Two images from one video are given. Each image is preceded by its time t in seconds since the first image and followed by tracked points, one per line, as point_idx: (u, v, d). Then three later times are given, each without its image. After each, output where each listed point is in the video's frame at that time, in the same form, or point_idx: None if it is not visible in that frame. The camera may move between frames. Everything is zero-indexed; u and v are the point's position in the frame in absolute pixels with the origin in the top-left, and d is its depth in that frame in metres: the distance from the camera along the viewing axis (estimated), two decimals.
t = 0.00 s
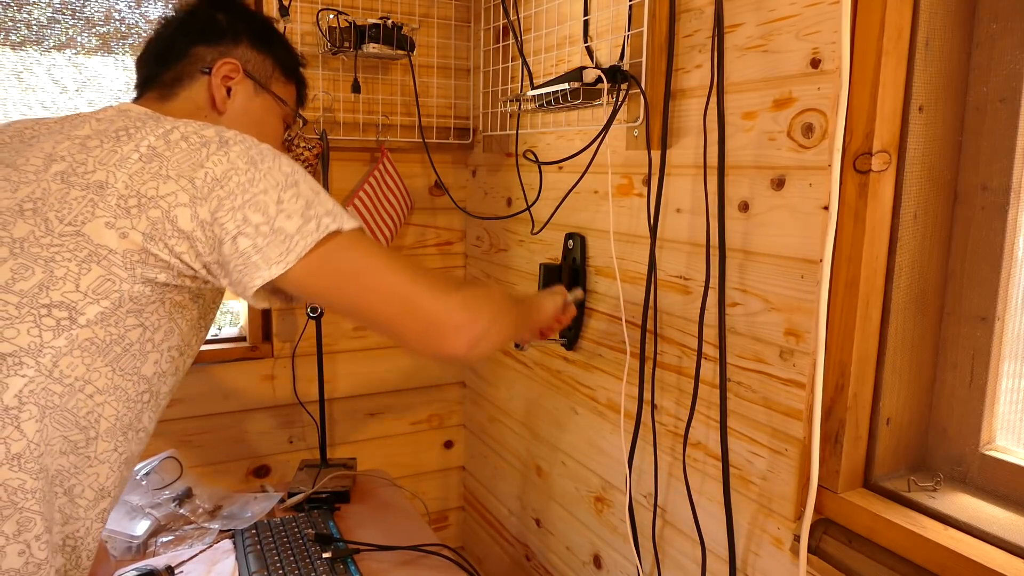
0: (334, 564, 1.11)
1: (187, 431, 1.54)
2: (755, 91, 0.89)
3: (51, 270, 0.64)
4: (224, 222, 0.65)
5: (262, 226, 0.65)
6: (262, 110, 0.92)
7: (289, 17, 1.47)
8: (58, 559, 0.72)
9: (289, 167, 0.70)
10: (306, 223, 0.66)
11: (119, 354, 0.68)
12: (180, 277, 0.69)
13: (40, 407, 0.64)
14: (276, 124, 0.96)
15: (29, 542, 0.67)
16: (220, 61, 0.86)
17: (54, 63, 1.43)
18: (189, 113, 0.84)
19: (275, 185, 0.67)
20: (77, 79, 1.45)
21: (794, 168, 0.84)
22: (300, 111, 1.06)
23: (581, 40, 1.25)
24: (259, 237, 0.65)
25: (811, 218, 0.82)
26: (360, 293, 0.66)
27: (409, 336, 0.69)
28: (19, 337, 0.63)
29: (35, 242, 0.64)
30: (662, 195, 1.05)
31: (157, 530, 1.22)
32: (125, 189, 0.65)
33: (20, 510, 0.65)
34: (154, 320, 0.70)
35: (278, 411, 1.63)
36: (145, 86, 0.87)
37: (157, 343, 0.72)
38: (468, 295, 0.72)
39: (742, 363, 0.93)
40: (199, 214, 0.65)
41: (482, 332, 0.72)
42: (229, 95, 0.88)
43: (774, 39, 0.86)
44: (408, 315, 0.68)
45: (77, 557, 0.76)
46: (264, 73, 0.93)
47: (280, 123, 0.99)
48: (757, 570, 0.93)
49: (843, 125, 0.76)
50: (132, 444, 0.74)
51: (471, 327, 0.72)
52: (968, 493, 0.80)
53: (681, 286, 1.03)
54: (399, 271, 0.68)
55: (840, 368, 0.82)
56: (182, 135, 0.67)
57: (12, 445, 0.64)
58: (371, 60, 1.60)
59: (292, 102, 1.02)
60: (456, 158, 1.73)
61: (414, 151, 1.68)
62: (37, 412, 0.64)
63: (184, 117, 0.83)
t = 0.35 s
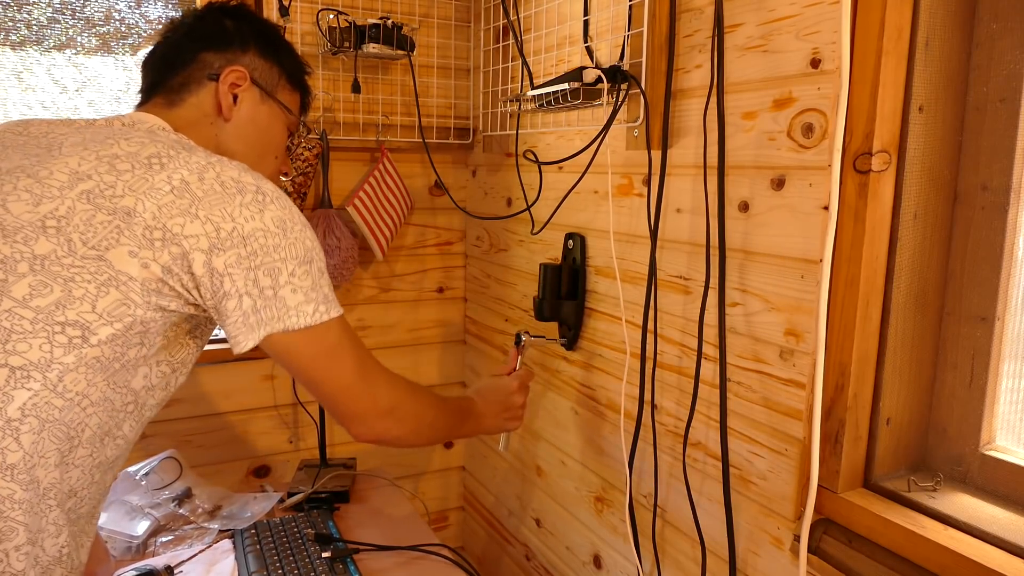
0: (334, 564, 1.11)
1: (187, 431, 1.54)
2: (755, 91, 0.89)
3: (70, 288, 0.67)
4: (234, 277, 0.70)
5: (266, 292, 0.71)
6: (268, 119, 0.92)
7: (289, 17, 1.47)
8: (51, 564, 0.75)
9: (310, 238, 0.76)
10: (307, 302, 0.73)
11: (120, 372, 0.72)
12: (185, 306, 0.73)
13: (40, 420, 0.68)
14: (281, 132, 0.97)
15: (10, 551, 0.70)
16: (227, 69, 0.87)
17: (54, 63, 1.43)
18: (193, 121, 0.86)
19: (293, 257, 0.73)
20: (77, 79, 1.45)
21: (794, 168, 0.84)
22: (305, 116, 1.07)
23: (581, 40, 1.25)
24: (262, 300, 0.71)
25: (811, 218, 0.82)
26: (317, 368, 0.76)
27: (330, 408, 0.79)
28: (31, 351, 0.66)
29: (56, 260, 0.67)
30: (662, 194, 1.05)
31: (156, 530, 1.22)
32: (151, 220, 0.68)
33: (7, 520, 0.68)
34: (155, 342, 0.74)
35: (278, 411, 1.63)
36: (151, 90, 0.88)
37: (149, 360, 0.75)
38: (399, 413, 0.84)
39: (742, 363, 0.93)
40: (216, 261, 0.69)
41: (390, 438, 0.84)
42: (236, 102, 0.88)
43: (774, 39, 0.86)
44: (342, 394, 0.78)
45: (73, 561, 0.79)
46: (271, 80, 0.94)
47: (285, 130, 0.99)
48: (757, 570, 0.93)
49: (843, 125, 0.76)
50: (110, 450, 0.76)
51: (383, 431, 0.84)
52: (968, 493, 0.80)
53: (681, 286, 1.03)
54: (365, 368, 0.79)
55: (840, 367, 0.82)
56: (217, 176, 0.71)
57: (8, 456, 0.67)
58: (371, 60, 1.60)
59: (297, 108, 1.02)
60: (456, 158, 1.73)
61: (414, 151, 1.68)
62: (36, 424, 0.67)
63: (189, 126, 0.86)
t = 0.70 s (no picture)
0: (334, 564, 1.11)
1: (187, 431, 1.54)
2: (755, 91, 0.89)
3: (55, 263, 0.66)
4: (237, 198, 0.67)
5: (278, 195, 0.67)
6: (266, 107, 0.93)
7: (289, 17, 1.47)
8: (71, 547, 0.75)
9: (292, 143, 0.72)
10: (321, 188, 0.68)
11: (125, 346, 0.71)
12: (184, 267, 0.71)
13: (47, 399, 0.67)
14: (279, 121, 0.97)
15: (40, 533, 0.70)
16: (225, 56, 0.87)
17: (54, 63, 1.43)
18: (192, 107, 0.86)
19: (283, 157, 0.69)
20: (77, 79, 1.45)
21: (794, 168, 0.84)
22: (304, 109, 1.07)
23: (581, 40, 1.25)
24: (275, 207, 0.67)
25: (811, 219, 0.82)
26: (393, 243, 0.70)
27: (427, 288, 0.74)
28: (25, 331, 0.66)
29: (38, 236, 0.66)
30: (662, 195, 1.05)
31: (157, 530, 1.22)
32: (127, 182, 0.67)
33: (31, 501, 0.68)
34: (159, 312, 0.73)
35: (278, 411, 1.63)
36: (150, 80, 0.88)
37: (164, 336, 0.75)
38: (486, 254, 0.78)
39: (742, 363, 0.93)
40: (207, 196, 0.67)
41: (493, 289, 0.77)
42: (234, 90, 0.88)
43: (774, 39, 0.86)
44: (434, 268, 0.73)
45: (91, 548, 0.79)
46: (269, 69, 0.94)
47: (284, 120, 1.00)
48: (757, 570, 0.93)
49: (843, 125, 0.76)
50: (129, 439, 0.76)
51: (483, 286, 0.77)
52: (968, 493, 0.80)
53: (681, 286, 1.03)
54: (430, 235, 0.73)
55: (840, 368, 0.82)
56: (181, 125, 0.69)
57: (20, 437, 0.66)
58: (371, 60, 1.60)
59: (296, 97, 1.02)
60: (456, 158, 1.73)
61: (414, 151, 1.68)
62: (43, 404, 0.67)
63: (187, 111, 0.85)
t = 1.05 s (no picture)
0: (334, 564, 1.11)
1: (187, 431, 1.54)
2: (755, 91, 0.89)
3: (73, 292, 0.67)
4: (234, 284, 0.70)
5: (263, 301, 0.71)
6: (269, 124, 0.92)
7: (289, 17, 1.47)
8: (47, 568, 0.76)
9: (311, 248, 0.75)
10: (302, 314, 0.72)
11: (117, 374, 0.71)
12: (187, 311, 0.74)
13: (38, 422, 0.67)
14: (281, 137, 0.97)
15: (7, 549, 0.70)
16: (231, 72, 0.87)
17: (54, 63, 1.43)
18: (197, 123, 0.86)
19: (291, 268, 0.72)
20: (77, 79, 1.45)
21: (794, 168, 0.84)
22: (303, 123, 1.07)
23: (581, 40, 1.25)
24: (259, 311, 0.71)
25: (811, 218, 0.82)
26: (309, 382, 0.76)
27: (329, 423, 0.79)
28: (33, 354, 0.66)
29: (60, 262, 0.67)
30: (662, 194, 1.05)
31: (156, 530, 1.22)
32: (154, 226, 0.68)
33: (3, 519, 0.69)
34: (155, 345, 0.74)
35: (278, 411, 1.63)
36: (154, 93, 0.88)
37: (149, 364, 0.75)
38: (395, 422, 0.83)
39: (742, 363, 0.93)
40: (214, 269, 0.69)
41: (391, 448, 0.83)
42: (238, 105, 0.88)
43: (774, 39, 0.86)
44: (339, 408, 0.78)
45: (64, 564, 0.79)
46: (273, 85, 0.94)
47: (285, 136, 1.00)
48: (757, 570, 0.93)
49: (843, 125, 0.76)
50: (100, 450, 0.76)
51: (383, 442, 0.83)
52: (968, 493, 0.80)
53: (681, 286, 1.03)
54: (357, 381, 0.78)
55: (840, 367, 0.82)
56: (219, 183, 0.70)
57: (5, 457, 0.67)
58: (371, 60, 1.60)
59: (297, 113, 1.03)
60: (456, 158, 1.73)
61: (414, 151, 1.68)
62: (34, 427, 0.67)
63: (191, 129, 0.86)
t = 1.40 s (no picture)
0: (334, 564, 1.11)
1: (187, 432, 1.54)
2: (755, 91, 0.89)
3: (28, 271, 0.64)
4: (220, 205, 0.63)
5: (263, 201, 0.63)
6: (263, 110, 0.91)
7: (289, 17, 1.47)
8: (47, 556, 0.72)
9: (279, 146, 0.68)
10: (310, 191, 0.65)
11: (103, 355, 0.68)
12: (166, 275, 0.67)
13: (17, 408, 0.64)
14: (276, 124, 0.97)
15: (6, 543, 0.66)
16: (223, 57, 0.86)
17: (54, 63, 1.43)
18: (188, 108, 0.85)
19: (270, 160, 0.65)
20: (77, 79, 1.45)
21: (794, 168, 0.84)
22: (301, 112, 1.07)
23: (581, 40, 1.25)
24: (260, 212, 0.63)
25: (811, 219, 0.82)
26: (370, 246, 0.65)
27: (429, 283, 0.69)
28: None
29: (13, 243, 0.64)
30: (662, 195, 1.05)
31: (157, 530, 1.22)
32: (106, 188, 0.63)
33: None
34: (139, 321, 0.69)
35: (278, 411, 1.63)
36: (146, 78, 0.88)
37: (145, 346, 0.71)
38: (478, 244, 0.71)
39: (742, 363, 0.93)
40: (188, 203, 0.62)
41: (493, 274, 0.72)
42: (230, 90, 0.87)
43: (774, 39, 0.86)
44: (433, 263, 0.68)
45: (70, 556, 0.75)
46: (267, 71, 0.94)
47: (281, 123, 0.99)
48: (757, 570, 0.93)
49: (843, 125, 0.76)
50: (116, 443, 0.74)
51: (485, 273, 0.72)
52: (968, 493, 0.80)
53: (681, 286, 1.03)
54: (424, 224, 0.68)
55: (840, 368, 0.82)
56: (164, 130, 0.64)
57: None
58: (371, 60, 1.60)
59: (293, 101, 1.02)
60: (456, 158, 1.73)
61: (415, 151, 1.68)
62: (13, 412, 0.64)
63: (181, 112, 0.85)
